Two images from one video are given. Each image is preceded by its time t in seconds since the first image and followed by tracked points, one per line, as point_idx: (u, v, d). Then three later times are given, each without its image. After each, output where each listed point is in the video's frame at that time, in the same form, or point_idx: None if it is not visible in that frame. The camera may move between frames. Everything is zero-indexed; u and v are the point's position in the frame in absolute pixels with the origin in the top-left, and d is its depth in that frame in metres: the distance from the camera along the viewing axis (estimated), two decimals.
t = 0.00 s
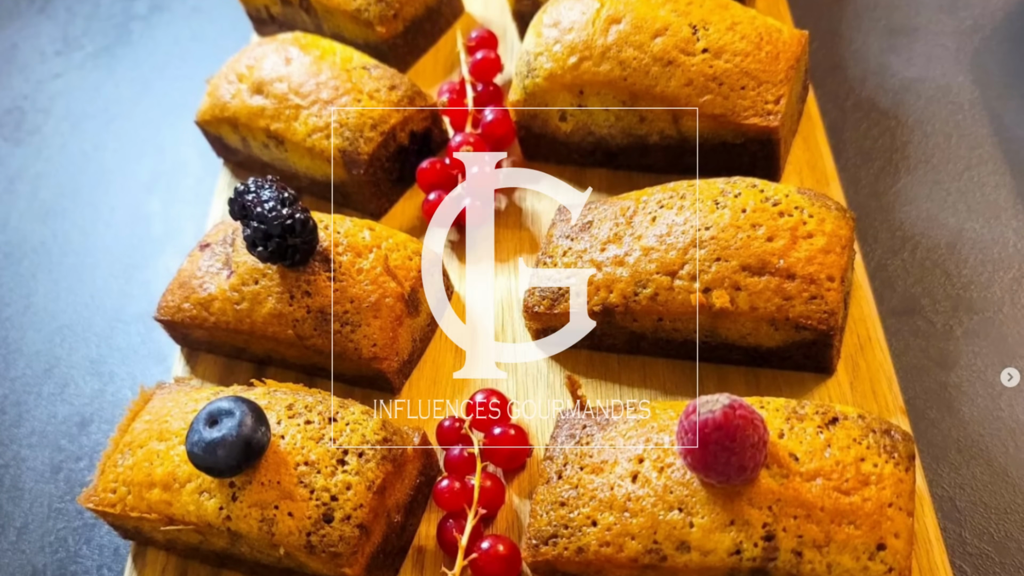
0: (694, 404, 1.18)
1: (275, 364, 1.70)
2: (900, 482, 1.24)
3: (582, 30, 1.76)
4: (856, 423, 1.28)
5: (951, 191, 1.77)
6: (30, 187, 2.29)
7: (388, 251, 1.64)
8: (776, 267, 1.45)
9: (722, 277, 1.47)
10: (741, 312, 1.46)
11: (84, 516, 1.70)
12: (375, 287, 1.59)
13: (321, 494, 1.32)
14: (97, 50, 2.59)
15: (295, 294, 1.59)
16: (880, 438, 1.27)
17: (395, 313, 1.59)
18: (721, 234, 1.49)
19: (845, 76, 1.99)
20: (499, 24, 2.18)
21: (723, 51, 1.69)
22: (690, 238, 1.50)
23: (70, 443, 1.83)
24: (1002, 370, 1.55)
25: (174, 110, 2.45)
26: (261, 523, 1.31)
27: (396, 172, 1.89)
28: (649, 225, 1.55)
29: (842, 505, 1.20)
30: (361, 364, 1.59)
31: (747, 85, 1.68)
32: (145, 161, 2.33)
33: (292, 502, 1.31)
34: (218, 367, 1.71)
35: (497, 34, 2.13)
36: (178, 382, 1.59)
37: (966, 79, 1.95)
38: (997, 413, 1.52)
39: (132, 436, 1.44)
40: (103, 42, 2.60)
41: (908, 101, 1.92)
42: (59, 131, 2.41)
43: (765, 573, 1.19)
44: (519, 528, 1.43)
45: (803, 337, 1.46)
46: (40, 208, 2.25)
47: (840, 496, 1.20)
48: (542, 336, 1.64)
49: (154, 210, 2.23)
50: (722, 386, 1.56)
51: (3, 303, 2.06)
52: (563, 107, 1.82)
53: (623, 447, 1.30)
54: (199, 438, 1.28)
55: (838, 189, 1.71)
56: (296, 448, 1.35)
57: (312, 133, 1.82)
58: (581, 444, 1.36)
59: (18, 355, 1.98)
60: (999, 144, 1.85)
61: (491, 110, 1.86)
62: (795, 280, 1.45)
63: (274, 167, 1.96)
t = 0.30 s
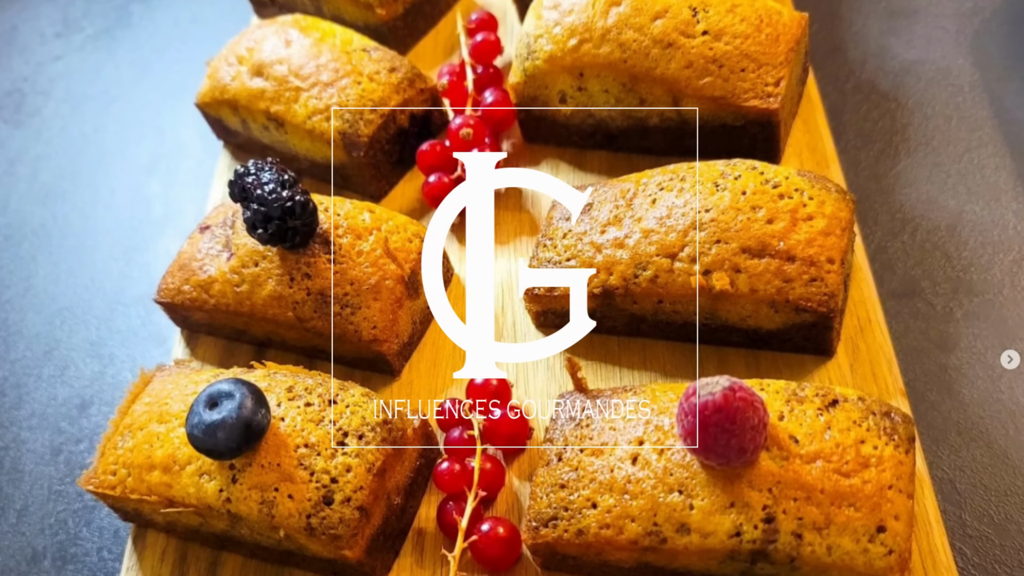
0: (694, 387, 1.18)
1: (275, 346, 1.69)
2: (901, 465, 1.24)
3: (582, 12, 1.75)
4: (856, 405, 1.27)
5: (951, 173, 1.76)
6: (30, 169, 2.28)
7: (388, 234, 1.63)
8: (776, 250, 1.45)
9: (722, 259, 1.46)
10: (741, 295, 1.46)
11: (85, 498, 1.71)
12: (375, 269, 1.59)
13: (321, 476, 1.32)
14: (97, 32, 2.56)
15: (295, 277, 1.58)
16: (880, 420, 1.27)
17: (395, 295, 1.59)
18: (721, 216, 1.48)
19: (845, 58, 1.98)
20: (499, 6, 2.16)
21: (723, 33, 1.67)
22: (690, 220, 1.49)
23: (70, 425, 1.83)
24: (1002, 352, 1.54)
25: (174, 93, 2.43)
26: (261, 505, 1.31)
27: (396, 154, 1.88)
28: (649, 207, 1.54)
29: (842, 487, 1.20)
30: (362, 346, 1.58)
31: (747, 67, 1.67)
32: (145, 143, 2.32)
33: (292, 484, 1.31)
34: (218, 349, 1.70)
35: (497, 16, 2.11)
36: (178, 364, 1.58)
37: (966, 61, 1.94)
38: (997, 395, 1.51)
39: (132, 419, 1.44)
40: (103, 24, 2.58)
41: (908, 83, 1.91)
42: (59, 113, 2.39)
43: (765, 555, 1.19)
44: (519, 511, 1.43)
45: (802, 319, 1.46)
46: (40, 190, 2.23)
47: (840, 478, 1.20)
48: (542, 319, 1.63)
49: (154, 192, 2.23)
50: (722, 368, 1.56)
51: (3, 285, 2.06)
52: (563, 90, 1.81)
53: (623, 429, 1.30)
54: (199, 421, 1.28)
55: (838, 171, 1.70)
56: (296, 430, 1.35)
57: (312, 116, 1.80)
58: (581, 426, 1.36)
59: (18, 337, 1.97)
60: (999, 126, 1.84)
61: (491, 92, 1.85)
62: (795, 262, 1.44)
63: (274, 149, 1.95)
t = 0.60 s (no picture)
0: (695, 368, 1.18)
1: (275, 329, 1.68)
2: (900, 447, 1.24)
3: None
4: (856, 387, 1.27)
5: (951, 155, 1.76)
6: (30, 152, 2.26)
7: (388, 216, 1.63)
8: (775, 232, 1.44)
9: (722, 242, 1.46)
10: (741, 277, 1.45)
11: (85, 480, 1.71)
12: (375, 251, 1.58)
13: (321, 458, 1.32)
14: (97, 14, 2.55)
15: (295, 259, 1.57)
16: (880, 402, 1.27)
17: (395, 278, 1.58)
18: (721, 198, 1.47)
19: (845, 40, 1.97)
20: None
21: (723, 16, 1.66)
22: (690, 202, 1.49)
23: (70, 407, 1.83)
24: (1002, 335, 1.55)
25: (174, 75, 2.42)
26: (261, 487, 1.31)
27: (396, 137, 1.86)
28: (649, 189, 1.53)
29: (842, 469, 1.20)
30: (362, 329, 1.58)
31: (747, 49, 1.65)
32: (145, 125, 2.31)
33: (292, 467, 1.31)
34: (218, 331, 1.69)
35: None
36: (178, 347, 1.58)
37: (966, 43, 1.94)
38: (997, 377, 1.51)
39: (133, 401, 1.44)
40: (102, 6, 2.56)
41: (908, 65, 1.91)
42: (59, 95, 2.37)
43: (765, 538, 1.19)
44: (519, 493, 1.43)
45: (802, 302, 1.46)
46: (40, 172, 2.22)
47: (840, 461, 1.20)
48: (542, 301, 1.62)
49: (154, 174, 2.22)
50: (722, 350, 1.55)
51: (3, 267, 2.05)
52: (563, 72, 1.80)
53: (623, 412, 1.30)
54: (199, 403, 1.28)
55: (838, 153, 1.69)
56: (296, 412, 1.35)
57: (312, 98, 1.79)
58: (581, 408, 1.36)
59: (18, 319, 1.97)
60: (999, 108, 1.84)
61: (491, 74, 1.83)
62: (795, 245, 1.44)
63: (274, 132, 1.93)
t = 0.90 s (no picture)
0: (695, 350, 1.18)
1: (275, 311, 1.68)
2: (900, 429, 1.23)
3: None
4: (856, 369, 1.27)
5: (951, 137, 1.75)
6: (30, 134, 2.25)
7: (388, 198, 1.62)
8: (775, 214, 1.44)
9: (722, 224, 1.45)
10: (741, 259, 1.45)
11: (84, 462, 1.71)
12: (375, 233, 1.57)
13: (321, 440, 1.32)
14: None
15: (295, 242, 1.57)
16: (880, 384, 1.27)
17: (395, 260, 1.58)
18: (721, 180, 1.47)
19: (845, 22, 1.96)
20: None
21: None
22: (690, 184, 1.48)
23: (70, 389, 1.83)
24: (1001, 317, 1.54)
25: (174, 57, 2.40)
26: (261, 469, 1.31)
27: (396, 119, 1.84)
28: (649, 171, 1.53)
29: (842, 452, 1.20)
30: (362, 311, 1.57)
31: (747, 31, 1.64)
32: (145, 107, 2.30)
33: (292, 449, 1.31)
34: (218, 313, 1.68)
35: None
36: (178, 329, 1.57)
37: (966, 26, 1.93)
38: (997, 359, 1.51)
39: (133, 383, 1.44)
40: None
41: (908, 47, 1.90)
42: (59, 77, 2.36)
43: (764, 520, 1.19)
44: (519, 475, 1.43)
45: (802, 284, 1.45)
46: (40, 154, 2.21)
47: (840, 443, 1.20)
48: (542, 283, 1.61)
49: (154, 156, 2.20)
50: (722, 332, 1.54)
51: (3, 249, 2.04)
52: (563, 54, 1.78)
53: (623, 393, 1.30)
54: (199, 385, 1.28)
55: (838, 136, 1.68)
56: (296, 394, 1.35)
57: (312, 80, 1.78)
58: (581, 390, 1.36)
59: (18, 302, 1.96)
60: (999, 90, 1.84)
61: (491, 56, 1.82)
62: (795, 227, 1.43)
63: (274, 115, 1.91)
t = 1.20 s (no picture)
0: (695, 333, 1.18)
1: (276, 293, 1.67)
2: (900, 412, 1.23)
3: None
4: (856, 351, 1.27)
5: (951, 119, 1.74)
6: (30, 116, 2.23)
7: (388, 180, 1.61)
8: (775, 196, 1.43)
9: (722, 206, 1.45)
10: (741, 242, 1.44)
11: (84, 445, 1.71)
12: (375, 216, 1.56)
13: (321, 423, 1.32)
14: None
15: (295, 224, 1.56)
16: (880, 366, 1.26)
17: (395, 242, 1.57)
18: (721, 162, 1.46)
19: (845, 5, 1.95)
20: None
21: None
22: (690, 166, 1.48)
23: (70, 371, 1.83)
24: (1002, 299, 1.54)
25: (174, 39, 2.38)
26: (261, 452, 1.31)
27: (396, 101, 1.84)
28: (649, 153, 1.52)
29: (842, 434, 1.20)
30: (362, 293, 1.56)
31: (747, 13, 1.63)
32: (145, 90, 2.28)
33: (292, 431, 1.31)
34: (218, 296, 1.67)
35: None
36: (179, 311, 1.57)
37: (966, 8, 1.92)
38: (997, 342, 1.51)
39: (132, 365, 1.43)
40: None
41: (908, 29, 1.89)
42: (59, 60, 2.34)
43: (765, 502, 1.19)
44: (519, 457, 1.43)
45: (802, 267, 1.45)
46: (40, 136, 2.20)
47: (840, 425, 1.20)
48: (543, 266, 1.62)
49: (154, 138, 2.19)
50: (722, 315, 1.54)
51: (3, 231, 2.03)
52: (563, 36, 1.77)
53: (623, 375, 1.30)
54: (200, 367, 1.28)
55: (838, 118, 1.67)
56: (296, 376, 1.34)
57: (312, 62, 1.76)
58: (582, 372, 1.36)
59: (18, 284, 1.95)
60: (999, 73, 1.83)
61: (491, 38, 1.80)
62: (795, 209, 1.43)
63: (274, 97, 1.90)
